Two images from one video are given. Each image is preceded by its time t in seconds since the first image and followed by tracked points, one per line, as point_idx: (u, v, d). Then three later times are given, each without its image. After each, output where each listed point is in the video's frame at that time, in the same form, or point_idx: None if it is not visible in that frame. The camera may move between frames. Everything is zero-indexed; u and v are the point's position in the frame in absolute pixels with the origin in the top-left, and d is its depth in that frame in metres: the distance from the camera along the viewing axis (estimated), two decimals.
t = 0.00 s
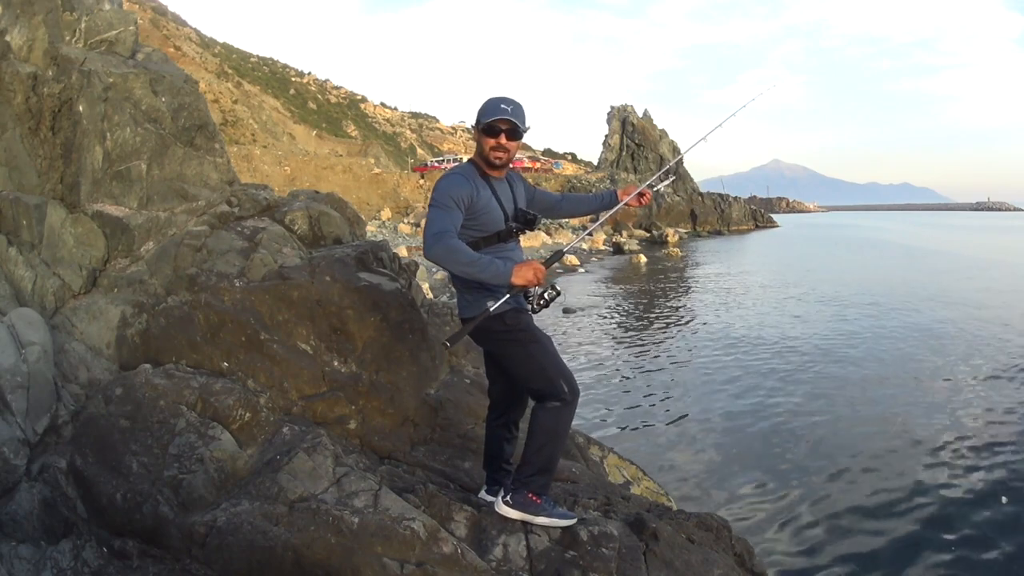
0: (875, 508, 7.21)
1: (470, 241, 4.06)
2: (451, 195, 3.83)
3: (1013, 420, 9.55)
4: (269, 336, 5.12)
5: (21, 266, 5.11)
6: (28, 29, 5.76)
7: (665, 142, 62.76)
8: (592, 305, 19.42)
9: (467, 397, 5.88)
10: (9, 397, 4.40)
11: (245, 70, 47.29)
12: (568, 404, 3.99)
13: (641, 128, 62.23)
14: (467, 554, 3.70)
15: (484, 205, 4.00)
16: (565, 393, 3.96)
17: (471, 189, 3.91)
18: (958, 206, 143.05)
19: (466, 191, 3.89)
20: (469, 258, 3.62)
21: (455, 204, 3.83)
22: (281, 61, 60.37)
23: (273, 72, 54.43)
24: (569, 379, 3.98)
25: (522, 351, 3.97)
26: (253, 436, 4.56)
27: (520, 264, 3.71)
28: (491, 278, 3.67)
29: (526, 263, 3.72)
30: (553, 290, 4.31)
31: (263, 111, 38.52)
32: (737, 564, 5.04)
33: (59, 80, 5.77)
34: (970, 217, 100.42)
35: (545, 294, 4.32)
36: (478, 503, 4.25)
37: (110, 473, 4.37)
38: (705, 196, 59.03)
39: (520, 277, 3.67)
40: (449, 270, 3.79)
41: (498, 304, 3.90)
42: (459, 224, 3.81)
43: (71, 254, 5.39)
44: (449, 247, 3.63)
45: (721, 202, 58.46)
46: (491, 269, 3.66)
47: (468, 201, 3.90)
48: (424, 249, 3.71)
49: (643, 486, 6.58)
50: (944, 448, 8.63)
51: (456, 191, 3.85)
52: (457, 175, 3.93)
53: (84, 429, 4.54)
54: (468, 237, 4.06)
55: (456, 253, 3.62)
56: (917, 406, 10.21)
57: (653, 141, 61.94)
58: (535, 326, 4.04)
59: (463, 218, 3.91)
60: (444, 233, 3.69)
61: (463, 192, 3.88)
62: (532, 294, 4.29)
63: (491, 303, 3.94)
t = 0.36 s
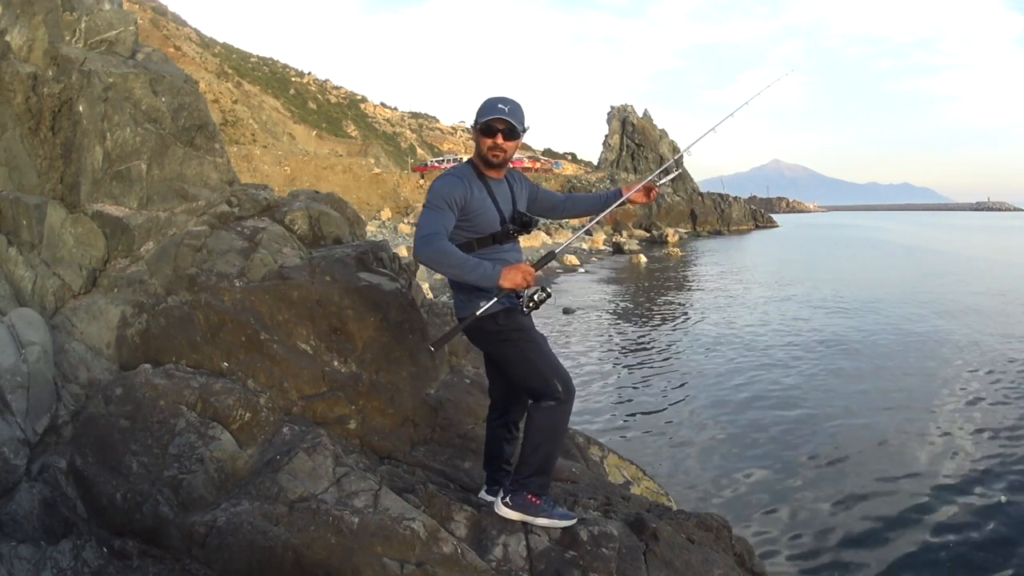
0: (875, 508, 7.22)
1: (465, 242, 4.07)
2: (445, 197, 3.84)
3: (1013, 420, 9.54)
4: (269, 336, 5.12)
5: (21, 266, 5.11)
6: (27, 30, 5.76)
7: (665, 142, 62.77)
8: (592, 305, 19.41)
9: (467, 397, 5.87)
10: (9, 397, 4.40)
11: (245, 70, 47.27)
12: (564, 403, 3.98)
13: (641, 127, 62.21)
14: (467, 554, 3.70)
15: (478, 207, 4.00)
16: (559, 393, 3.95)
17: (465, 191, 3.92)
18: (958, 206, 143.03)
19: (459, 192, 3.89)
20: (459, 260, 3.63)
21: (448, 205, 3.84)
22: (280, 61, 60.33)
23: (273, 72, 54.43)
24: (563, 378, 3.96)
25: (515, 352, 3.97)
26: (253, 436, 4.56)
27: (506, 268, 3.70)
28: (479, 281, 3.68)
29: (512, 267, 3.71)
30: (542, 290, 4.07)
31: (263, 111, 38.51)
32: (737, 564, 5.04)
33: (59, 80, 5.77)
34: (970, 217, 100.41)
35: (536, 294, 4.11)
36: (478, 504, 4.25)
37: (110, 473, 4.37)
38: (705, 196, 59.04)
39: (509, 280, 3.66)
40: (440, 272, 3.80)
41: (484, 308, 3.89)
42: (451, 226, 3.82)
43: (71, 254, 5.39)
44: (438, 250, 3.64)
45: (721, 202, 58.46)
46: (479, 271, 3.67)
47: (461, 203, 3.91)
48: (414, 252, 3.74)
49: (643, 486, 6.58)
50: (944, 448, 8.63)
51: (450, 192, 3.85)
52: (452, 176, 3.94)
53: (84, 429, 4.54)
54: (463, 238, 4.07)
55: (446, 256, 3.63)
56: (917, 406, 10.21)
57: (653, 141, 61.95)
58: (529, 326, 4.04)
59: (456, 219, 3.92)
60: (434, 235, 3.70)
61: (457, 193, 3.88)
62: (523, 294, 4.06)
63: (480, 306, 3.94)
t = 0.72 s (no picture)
0: (875, 508, 7.22)
1: (462, 242, 4.06)
2: (441, 197, 3.84)
3: (1013, 420, 9.55)
4: (269, 336, 5.12)
5: (21, 266, 5.11)
6: (28, 30, 5.76)
7: (665, 142, 62.81)
8: (592, 305, 19.41)
9: (467, 396, 5.87)
10: (9, 397, 4.40)
11: (244, 70, 47.27)
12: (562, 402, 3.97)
13: (641, 127, 62.19)
14: (467, 554, 3.70)
15: (475, 207, 4.00)
16: (557, 392, 3.94)
17: (463, 191, 3.92)
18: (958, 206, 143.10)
19: (456, 193, 3.89)
20: (455, 262, 3.63)
21: (445, 206, 3.85)
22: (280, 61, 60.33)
23: (273, 72, 54.44)
24: (562, 378, 3.97)
25: (513, 353, 3.98)
26: (253, 435, 4.56)
27: (504, 270, 3.70)
28: (474, 283, 3.68)
29: (510, 269, 3.70)
30: (540, 293, 3.98)
31: (263, 111, 38.50)
32: (737, 564, 5.04)
33: (59, 80, 5.77)
34: (970, 217, 100.46)
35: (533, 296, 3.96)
36: (478, 504, 4.25)
37: (110, 473, 4.37)
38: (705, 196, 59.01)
39: (504, 283, 3.66)
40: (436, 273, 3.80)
41: (478, 310, 3.89)
42: (448, 227, 3.82)
43: (71, 254, 5.39)
44: (434, 252, 3.64)
45: (721, 202, 58.46)
46: (476, 272, 3.67)
47: (457, 204, 3.91)
48: (411, 252, 3.74)
49: (643, 486, 6.58)
50: (944, 448, 8.62)
51: (447, 193, 3.85)
52: (450, 176, 3.94)
53: (84, 429, 4.53)
54: (461, 239, 4.07)
55: (442, 257, 3.63)
56: (917, 406, 10.22)
57: (653, 141, 61.96)
58: (527, 327, 4.05)
59: (454, 220, 3.92)
60: (431, 236, 3.71)
61: (454, 193, 3.89)
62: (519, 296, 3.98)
63: (478, 307, 3.94)
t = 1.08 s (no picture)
0: (875, 508, 7.21)
1: (463, 243, 4.06)
2: (441, 198, 3.85)
3: (1013, 420, 9.55)
4: (269, 336, 5.12)
5: (21, 266, 5.11)
6: (27, 30, 5.76)
7: (665, 141, 62.84)
8: (592, 305, 19.42)
9: (467, 396, 5.87)
10: (9, 397, 4.40)
11: (245, 70, 47.27)
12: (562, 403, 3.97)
13: (641, 127, 62.18)
14: (467, 554, 3.70)
15: (475, 208, 4.00)
16: (558, 393, 3.94)
17: (463, 192, 3.93)
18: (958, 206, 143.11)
19: (456, 194, 3.90)
20: (455, 263, 3.63)
21: (445, 207, 3.85)
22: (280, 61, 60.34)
23: (273, 72, 54.44)
24: (563, 378, 3.97)
25: (513, 354, 3.98)
26: (253, 435, 4.56)
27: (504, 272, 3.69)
28: (474, 284, 3.68)
29: (510, 270, 3.70)
30: (540, 294, 3.98)
31: (263, 111, 38.50)
32: (737, 564, 5.04)
33: (59, 80, 5.77)
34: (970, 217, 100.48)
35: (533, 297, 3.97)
36: (478, 504, 4.25)
37: (110, 473, 4.37)
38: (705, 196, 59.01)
39: (504, 284, 3.65)
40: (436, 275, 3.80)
41: (478, 312, 3.90)
42: (448, 228, 3.83)
43: (71, 254, 5.39)
44: (434, 253, 3.65)
45: (721, 202, 58.46)
46: (476, 274, 3.67)
47: (457, 204, 3.91)
48: (412, 253, 3.74)
49: (643, 486, 6.58)
50: (944, 448, 8.62)
51: (447, 194, 3.85)
52: (450, 177, 3.94)
53: (84, 429, 4.53)
54: (461, 239, 4.07)
55: (442, 258, 3.63)
56: (917, 406, 10.21)
57: (653, 141, 61.98)
58: (528, 327, 4.05)
59: (454, 221, 3.92)
60: (431, 237, 3.71)
61: (454, 194, 3.89)
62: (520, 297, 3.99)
63: (478, 308, 3.94)
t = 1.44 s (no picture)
0: (875, 507, 7.21)
1: (464, 244, 4.06)
2: (443, 200, 3.85)
3: (1013, 420, 9.54)
4: (269, 336, 5.12)
5: (21, 266, 5.11)
6: (27, 30, 5.76)
7: (665, 141, 62.84)
8: (592, 305, 19.42)
9: (467, 396, 5.87)
10: (9, 397, 4.40)
11: (245, 70, 47.30)
12: (563, 403, 3.97)
13: (641, 127, 62.19)
14: (467, 554, 3.70)
15: (476, 208, 4.00)
16: (558, 393, 3.94)
17: (464, 193, 3.93)
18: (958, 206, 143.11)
19: (458, 195, 3.90)
20: (457, 265, 3.64)
21: (446, 208, 3.85)
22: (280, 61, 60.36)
23: (273, 72, 54.44)
24: (563, 378, 3.97)
25: (513, 354, 3.99)
26: (253, 435, 4.56)
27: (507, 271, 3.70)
28: (476, 286, 3.68)
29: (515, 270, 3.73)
30: (543, 294, 4.01)
31: (263, 111, 38.49)
32: (737, 564, 5.04)
33: (59, 80, 5.77)
34: (970, 217, 100.49)
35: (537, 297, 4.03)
36: (478, 504, 4.25)
37: (110, 473, 4.37)
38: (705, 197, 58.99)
39: (507, 285, 3.67)
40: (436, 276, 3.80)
41: (480, 312, 3.89)
42: (449, 229, 3.82)
43: (71, 254, 5.39)
44: (435, 254, 3.65)
45: (721, 202, 58.45)
46: (478, 276, 3.67)
47: (458, 206, 3.91)
48: (413, 255, 3.74)
49: (643, 486, 6.57)
50: (944, 448, 8.61)
51: (447, 195, 3.86)
52: (451, 177, 3.94)
53: (84, 429, 4.53)
54: (462, 240, 4.07)
55: (443, 259, 3.63)
56: (917, 406, 10.20)
57: (653, 141, 61.99)
58: (529, 327, 4.05)
59: (455, 222, 3.92)
60: (433, 239, 3.71)
61: (455, 196, 3.89)
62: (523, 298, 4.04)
63: (480, 308, 3.94)
